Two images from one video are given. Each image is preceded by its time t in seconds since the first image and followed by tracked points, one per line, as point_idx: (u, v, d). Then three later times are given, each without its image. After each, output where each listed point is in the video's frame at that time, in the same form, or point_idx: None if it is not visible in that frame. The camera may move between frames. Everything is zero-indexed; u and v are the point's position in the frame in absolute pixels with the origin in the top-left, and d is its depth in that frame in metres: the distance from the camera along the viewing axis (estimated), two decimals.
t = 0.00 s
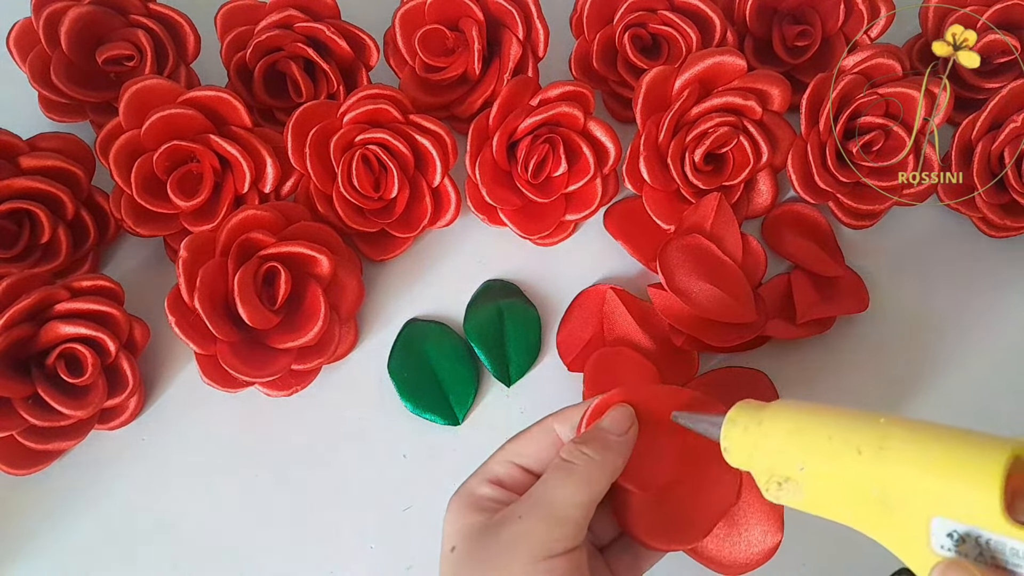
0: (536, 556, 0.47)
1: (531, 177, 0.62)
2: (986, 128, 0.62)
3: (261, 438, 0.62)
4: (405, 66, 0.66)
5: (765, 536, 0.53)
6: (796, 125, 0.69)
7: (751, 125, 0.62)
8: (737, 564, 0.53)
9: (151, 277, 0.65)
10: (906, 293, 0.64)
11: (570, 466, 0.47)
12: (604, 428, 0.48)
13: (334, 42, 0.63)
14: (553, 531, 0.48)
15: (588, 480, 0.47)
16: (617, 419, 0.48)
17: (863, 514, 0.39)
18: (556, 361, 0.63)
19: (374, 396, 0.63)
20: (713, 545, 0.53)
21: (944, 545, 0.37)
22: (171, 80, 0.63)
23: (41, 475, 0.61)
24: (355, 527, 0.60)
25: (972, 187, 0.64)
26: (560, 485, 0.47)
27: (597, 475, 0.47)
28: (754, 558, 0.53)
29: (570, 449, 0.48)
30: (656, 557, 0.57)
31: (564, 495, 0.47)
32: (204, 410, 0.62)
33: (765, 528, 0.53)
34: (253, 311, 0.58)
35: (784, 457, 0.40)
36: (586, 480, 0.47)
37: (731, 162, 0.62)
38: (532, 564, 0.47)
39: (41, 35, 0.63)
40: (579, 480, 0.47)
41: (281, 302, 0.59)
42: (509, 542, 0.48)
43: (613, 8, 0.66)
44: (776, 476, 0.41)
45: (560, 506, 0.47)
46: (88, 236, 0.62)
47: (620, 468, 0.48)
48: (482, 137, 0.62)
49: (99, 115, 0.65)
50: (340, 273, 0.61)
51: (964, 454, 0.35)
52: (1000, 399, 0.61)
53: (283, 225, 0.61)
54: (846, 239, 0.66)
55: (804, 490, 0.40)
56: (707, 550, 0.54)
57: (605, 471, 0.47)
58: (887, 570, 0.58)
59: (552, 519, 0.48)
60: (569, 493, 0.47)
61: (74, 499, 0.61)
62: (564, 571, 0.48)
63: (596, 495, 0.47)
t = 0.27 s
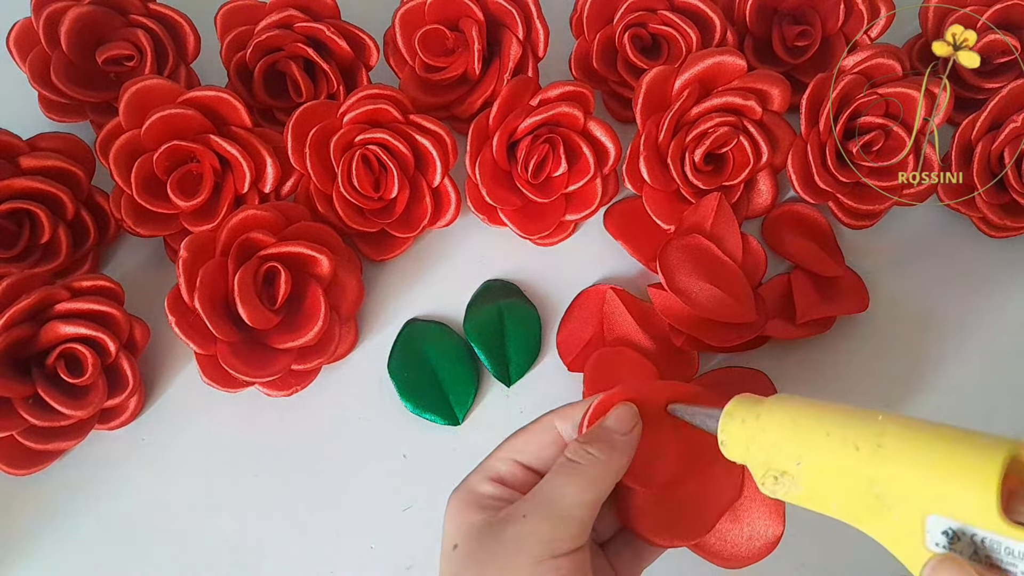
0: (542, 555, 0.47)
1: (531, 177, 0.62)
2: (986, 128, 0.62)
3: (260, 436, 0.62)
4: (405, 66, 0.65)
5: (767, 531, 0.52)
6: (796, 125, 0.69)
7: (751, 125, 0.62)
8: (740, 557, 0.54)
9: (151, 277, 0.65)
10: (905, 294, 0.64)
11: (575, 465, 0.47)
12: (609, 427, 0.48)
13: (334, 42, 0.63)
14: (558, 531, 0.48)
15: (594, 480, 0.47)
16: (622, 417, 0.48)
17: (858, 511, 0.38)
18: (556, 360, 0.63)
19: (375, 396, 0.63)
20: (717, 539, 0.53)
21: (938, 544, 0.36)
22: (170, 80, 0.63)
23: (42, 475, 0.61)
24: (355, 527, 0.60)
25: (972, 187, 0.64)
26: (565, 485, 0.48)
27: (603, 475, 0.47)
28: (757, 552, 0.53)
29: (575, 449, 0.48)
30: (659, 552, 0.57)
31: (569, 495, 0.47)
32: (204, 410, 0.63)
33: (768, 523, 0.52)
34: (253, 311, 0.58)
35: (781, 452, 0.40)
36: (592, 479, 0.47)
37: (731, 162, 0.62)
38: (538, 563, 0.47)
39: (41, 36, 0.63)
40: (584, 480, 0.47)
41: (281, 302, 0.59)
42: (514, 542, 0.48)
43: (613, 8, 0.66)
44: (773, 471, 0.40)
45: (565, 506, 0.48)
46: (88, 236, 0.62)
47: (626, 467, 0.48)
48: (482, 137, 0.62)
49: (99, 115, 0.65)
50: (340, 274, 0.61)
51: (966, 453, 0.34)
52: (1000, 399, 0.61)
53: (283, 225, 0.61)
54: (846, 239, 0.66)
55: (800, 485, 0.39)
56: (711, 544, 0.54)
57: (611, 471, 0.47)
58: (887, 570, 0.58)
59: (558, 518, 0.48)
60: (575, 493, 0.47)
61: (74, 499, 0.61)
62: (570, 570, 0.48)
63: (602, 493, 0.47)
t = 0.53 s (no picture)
0: (539, 556, 0.48)
1: (531, 177, 0.62)
2: (986, 128, 0.62)
3: (260, 436, 0.62)
4: (405, 66, 0.66)
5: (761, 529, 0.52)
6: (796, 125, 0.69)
7: (751, 125, 0.62)
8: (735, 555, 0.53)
9: (151, 277, 0.65)
10: (905, 294, 0.64)
11: (572, 466, 0.48)
12: (605, 429, 0.48)
13: (334, 42, 0.63)
14: (554, 532, 0.48)
15: (590, 481, 0.48)
16: (618, 419, 0.48)
17: (881, 507, 0.38)
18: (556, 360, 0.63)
19: (375, 396, 0.63)
20: (710, 538, 0.53)
21: (959, 540, 0.37)
22: (170, 80, 0.63)
23: (42, 475, 0.61)
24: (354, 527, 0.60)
25: (972, 187, 0.64)
26: (563, 486, 0.48)
27: (600, 477, 0.48)
28: (751, 550, 0.53)
29: (572, 450, 0.49)
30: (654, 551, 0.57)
31: (566, 497, 0.48)
32: (204, 410, 0.63)
33: (762, 520, 0.52)
34: (253, 311, 0.58)
35: (810, 447, 0.40)
36: (590, 481, 0.48)
37: (731, 162, 0.62)
38: (534, 564, 0.47)
39: (41, 36, 0.63)
40: (581, 481, 0.48)
41: (281, 302, 0.59)
42: (510, 543, 0.48)
43: (613, 8, 0.66)
44: (801, 467, 0.40)
45: (562, 507, 0.48)
46: (88, 236, 0.62)
47: (620, 468, 0.49)
48: (482, 137, 0.62)
49: (99, 115, 0.65)
50: (340, 274, 0.61)
51: (983, 450, 0.35)
52: (1001, 399, 0.61)
53: (283, 225, 0.61)
54: (846, 239, 0.66)
55: (827, 481, 0.39)
56: (706, 544, 0.53)
57: (607, 472, 0.48)
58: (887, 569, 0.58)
59: (555, 519, 0.48)
60: (571, 494, 0.48)
61: (73, 499, 0.61)
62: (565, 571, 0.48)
63: (597, 495, 0.48)
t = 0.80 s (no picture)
0: (544, 556, 0.48)
1: (531, 177, 0.62)
2: (986, 128, 0.62)
3: (260, 435, 0.62)
4: (405, 66, 0.66)
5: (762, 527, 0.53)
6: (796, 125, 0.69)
7: (751, 125, 0.62)
8: (733, 552, 0.54)
9: (151, 277, 0.65)
10: (905, 294, 0.64)
11: (576, 466, 0.48)
12: (609, 428, 0.48)
13: (334, 42, 0.63)
14: (559, 532, 0.48)
15: (594, 482, 0.47)
16: (622, 418, 0.48)
17: (859, 515, 0.38)
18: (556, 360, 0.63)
19: (375, 396, 0.63)
20: (712, 538, 0.53)
21: (939, 550, 0.36)
22: (170, 80, 0.63)
23: (42, 476, 0.61)
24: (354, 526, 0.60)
25: (972, 187, 0.64)
26: (566, 487, 0.48)
27: (604, 477, 0.47)
28: (751, 548, 0.53)
29: (575, 451, 0.48)
30: (653, 550, 0.57)
31: (570, 497, 0.48)
32: (203, 410, 0.63)
33: (763, 518, 0.52)
34: (253, 311, 0.58)
35: (787, 455, 0.40)
36: (594, 482, 0.47)
37: (731, 162, 0.62)
38: (540, 565, 0.47)
39: (41, 36, 0.63)
40: (586, 482, 0.47)
41: (281, 302, 0.59)
42: (515, 543, 0.48)
43: (613, 8, 0.66)
44: (776, 474, 0.40)
45: (566, 508, 0.48)
46: (88, 236, 0.62)
47: (626, 468, 0.48)
48: (481, 137, 0.62)
49: (99, 115, 0.65)
50: (340, 274, 0.61)
51: (964, 459, 0.34)
52: (1000, 399, 0.61)
53: (283, 225, 0.61)
54: (846, 239, 0.66)
55: (804, 489, 0.39)
56: (705, 542, 0.54)
57: (611, 473, 0.47)
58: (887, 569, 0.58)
59: (560, 520, 0.48)
60: (576, 495, 0.47)
61: (73, 499, 0.61)
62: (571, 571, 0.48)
63: (602, 495, 0.48)
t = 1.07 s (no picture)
0: (537, 556, 0.47)
1: (531, 177, 0.62)
2: (986, 128, 0.62)
3: (260, 435, 0.62)
4: (405, 66, 0.66)
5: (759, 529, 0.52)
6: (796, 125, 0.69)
7: (751, 125, 0.62)
8: (733, 555, 0.53)
9: (151, 277, 0.65)
10: (905, 294, 0.64)
11: (571, 464, 0.48)
12: (604, 427, 0.48)
13: (334, 42, 0.63)
14: (553, 532, 0.47)
15: (588, 481, 0.47)
16: (617, 417, 0.48)
17: (904, 510, 0.39)
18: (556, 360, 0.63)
19: (374, 396, 0.63)
20: (712, 540, 0.53)
21: (982, 544, 0.38)
22: (170, 80, 0.63)
23: (42, 475, 0.61)
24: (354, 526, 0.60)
25: (972, 187, 0.64)
26: (560, 486, 0.47)
27: (598, 476, 0.47)
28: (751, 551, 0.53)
29: (570, 450, 0.48)
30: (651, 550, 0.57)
31: (565, 496, 0.47)
32: (203, 410, 0.63)
33: (761, 519, 0.52)
34: (253, 311, 0.58)
35: (830, 453, 0.40)
36: (588, 481, 0.47)
37: (731, 162, 0.62)
38: (533, 565, 0.47)
39: (40, 36, 0.63)
40: (580, 481, 0.47)
41: (281, 302, 0.59)
42: (509, 542, 0.48)
43: (613, 8, 0.66)
44: (819, 472, 0.41)
45: (560, 507, 0.47)
46: (88, 236, 0.62)
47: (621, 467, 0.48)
48: (481, 137, 0.62)
49: (99, 115, 0.65)
50: (340, 274, 0.61)
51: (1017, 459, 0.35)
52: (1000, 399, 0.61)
53: (283, 225, 0.61)
54: (846, 239, 0.66)
55: (848, 486, 0.40)
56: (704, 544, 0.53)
57: (605, 472, 0.47)
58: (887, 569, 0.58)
59: (553, 520, 0.47)
60: (571, 494, 0.47)
61: (73, 499, 0.61)
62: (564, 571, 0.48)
63: (596, 494, 0.47)
